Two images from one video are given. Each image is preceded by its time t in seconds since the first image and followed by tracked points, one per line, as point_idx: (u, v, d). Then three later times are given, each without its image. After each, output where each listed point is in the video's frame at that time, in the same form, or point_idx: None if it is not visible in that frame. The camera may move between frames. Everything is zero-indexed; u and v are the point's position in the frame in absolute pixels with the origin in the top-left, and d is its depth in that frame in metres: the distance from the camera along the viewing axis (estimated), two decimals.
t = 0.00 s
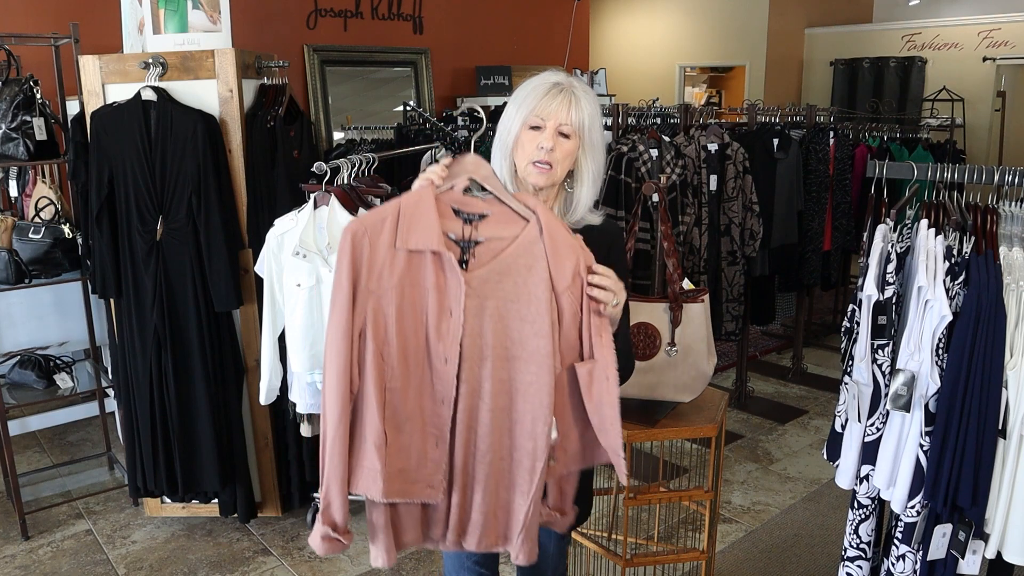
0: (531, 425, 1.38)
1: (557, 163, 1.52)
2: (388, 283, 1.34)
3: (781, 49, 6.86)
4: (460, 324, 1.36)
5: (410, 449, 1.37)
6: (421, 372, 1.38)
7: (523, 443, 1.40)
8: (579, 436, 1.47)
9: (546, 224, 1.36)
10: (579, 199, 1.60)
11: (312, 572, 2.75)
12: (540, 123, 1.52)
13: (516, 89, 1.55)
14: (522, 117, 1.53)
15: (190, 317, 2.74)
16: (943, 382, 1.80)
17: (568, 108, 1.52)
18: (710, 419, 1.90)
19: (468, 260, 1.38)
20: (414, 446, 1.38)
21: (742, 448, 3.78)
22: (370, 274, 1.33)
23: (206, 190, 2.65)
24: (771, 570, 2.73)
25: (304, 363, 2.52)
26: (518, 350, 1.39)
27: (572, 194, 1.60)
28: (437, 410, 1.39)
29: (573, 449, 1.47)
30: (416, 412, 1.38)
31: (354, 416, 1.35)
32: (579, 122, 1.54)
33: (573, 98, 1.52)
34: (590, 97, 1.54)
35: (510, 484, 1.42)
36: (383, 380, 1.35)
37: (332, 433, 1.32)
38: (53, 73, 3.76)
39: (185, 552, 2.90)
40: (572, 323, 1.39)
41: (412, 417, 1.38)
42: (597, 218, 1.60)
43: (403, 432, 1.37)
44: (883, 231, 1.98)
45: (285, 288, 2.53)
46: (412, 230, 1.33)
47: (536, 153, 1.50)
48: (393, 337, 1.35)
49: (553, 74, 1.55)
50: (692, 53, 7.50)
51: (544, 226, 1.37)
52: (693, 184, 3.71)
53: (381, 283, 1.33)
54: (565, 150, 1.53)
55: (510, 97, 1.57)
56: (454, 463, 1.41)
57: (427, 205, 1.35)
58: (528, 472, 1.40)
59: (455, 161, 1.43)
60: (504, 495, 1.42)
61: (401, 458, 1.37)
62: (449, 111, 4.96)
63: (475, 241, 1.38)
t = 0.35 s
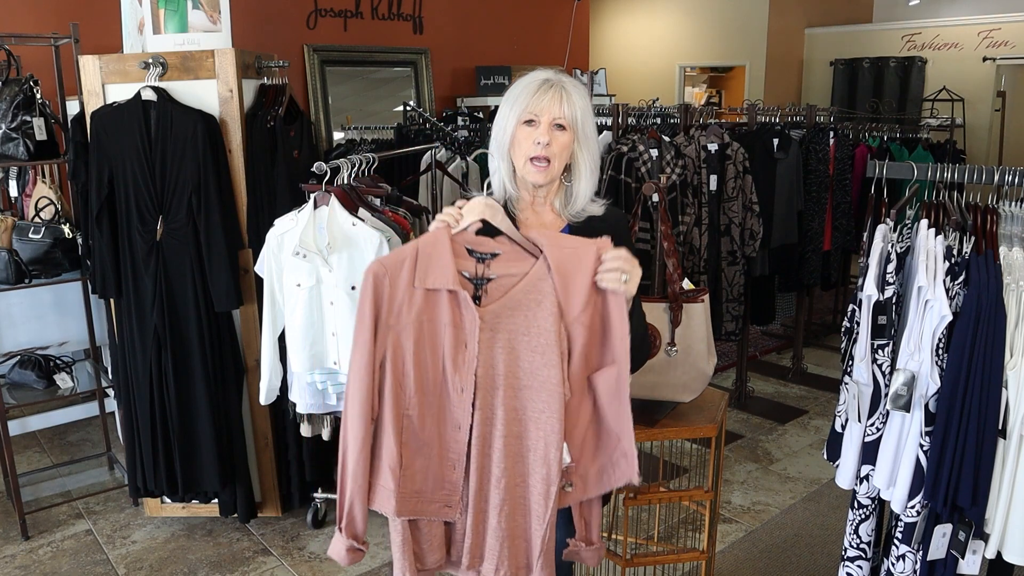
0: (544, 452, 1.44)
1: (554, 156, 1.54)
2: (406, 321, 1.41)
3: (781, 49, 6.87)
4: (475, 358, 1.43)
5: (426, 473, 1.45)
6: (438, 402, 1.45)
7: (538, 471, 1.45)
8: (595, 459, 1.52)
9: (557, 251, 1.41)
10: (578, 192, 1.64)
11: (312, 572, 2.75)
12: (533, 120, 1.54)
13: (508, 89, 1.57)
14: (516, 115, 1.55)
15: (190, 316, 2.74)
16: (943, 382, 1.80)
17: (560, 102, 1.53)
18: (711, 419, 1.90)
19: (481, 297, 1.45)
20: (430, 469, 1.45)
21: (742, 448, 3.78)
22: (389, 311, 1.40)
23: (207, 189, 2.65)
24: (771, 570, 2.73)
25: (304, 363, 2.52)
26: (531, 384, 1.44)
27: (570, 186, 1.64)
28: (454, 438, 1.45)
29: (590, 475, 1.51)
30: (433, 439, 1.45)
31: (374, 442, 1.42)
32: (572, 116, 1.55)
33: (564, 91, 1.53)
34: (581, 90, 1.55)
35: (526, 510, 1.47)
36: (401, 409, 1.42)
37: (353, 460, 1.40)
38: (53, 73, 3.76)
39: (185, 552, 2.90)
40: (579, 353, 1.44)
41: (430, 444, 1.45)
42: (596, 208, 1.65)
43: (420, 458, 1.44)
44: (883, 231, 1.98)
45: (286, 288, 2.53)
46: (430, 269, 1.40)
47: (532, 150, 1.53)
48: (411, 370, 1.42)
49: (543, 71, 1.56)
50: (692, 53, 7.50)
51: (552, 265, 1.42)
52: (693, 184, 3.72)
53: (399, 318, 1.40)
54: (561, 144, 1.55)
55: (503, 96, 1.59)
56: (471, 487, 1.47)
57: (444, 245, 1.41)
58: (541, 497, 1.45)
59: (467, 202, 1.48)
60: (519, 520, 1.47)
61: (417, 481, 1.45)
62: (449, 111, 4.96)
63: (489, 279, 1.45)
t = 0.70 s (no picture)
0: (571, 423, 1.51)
1: (541, 156, 1.54)
2: (433, 318, 1.46)
3: (781, 49, 6.87)
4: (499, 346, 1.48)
5: (463, 458, 1.50)
6: (466, 392, 1.50)
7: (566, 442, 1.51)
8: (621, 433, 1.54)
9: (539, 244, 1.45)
10: (567, 188, 1.61)
11: (311, 572, 2.75)
12: (521, 120, 1.53)
13: (496, 91, 1.58)
14: (503, 116, 1.55)
15: (189, 316, 2.74)
16: (943, 382, 1.80)
17: (546, 103, 1.53)
18: (711, 419, 1.90)
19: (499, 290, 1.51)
20: (467, 453, 1.50)
21: (742, 448, 3.77)
22: (416, 311, 1.45)
23: (206, 188, 2.65)
24: (771, 570, 2.73)
25: (304, 363, 2.52)
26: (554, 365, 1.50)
27: (558, 183, 1.62)
28: (485, 423, 1.50)
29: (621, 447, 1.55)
30: (467, 426, 1.50)
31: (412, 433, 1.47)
32: (558, 116, 1.54)
33: (550, 92, 1.53)
34: (567, 91, 1.55)
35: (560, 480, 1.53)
36: (434, 400, 1.47)
37: (396, 454, 1.45)
38: (53, 73, 3.76)
39: (185, 552, 2.90)
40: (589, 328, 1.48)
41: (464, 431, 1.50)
42: (584, 205, 1.62)
43: (456, 443, 1.49)
44: (883, 231, 1.98)
45: (286, 288, 2.53)
46: (449, 269, 1.46)
47: (519, 149, 1.53)
48: (440, 363, 1.47)
49: (530, 73, 1.57)
50: (692, 53, 7.50)
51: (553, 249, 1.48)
52: (693, 184, 3.72)
53: (426, 317, 1.46)
54: (548, 144, 1.54)
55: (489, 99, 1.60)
56: (507, 464, 1.52)
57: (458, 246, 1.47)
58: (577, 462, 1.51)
59: (473, 204, 1.53)
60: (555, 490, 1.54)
61: (456, 466, 1.49)
62: (449, 111, 4.96)
63: (499, 272, 1.50)
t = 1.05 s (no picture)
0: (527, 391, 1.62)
1: (501, 150, 1.64)
2: (393, 297, 1.58)
3: (781, 49, 6.87)
4: (455, 319, 1.59)
5: (438, 425, 1.62)
6: (430, 364, 1.62)
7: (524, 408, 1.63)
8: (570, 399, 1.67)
9: (484, 236, 1.57)
10: (525, 183, 1.70)
11: (312, 572, 2.75)
12: (482, 116, 1.63)
13: (459, 90, 1.67)
14: (466, 113, 1.64)
15: (189, 315, 2.74)
16: (943, 381, 1.80)
17: (506, 101, 1.63)
18: (711, 419, 1.90)
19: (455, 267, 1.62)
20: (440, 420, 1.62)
21: (742, 448, 3.77)
22: (378, 293, 1.56)
23: (206, 188, 2.65)
24: (771, 570, 2.73)
25: (304, 363, 2.52)
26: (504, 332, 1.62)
27: (516, 179, 1.71)
28: (449, 391, 1.62)
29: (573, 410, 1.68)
30: (434, 396, 1.61)
31: (388, 409, 1.57)
32: (518, 113, 1.65)
33: (511, 91, 1.63)
34: (526, 91, 1.66)
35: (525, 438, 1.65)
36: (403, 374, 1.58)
37: (376, 431, 1.56)
38: (53, 73, 3.76)
39: (185, 552, 2.90)
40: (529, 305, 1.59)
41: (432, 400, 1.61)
42: (541, 200, 1.72)
43: (427, 414, 1.60)
44: (883, 231, 1.98)
45: (286, 288, 2.53)
46: (405, 253, 1.58)
47: (480, 143, 1.63)
48: (404, 338, 1.59)
49: (492, 73, 1.67)
50: (692, 53, 7.49)
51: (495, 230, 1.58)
52: (693, 184, 3.72)
53: (388, 297, 1.57)
54: (508, 139, 1.64)
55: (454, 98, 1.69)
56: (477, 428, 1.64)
57: (413, 231, 1.59)
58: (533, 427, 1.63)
59: (431, 194, 1.65)
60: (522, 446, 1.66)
61: (432, 433, 1.61)
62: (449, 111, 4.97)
63: (456, 254, 1.59)
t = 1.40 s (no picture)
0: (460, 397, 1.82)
1: (465, 154, 1.79)
2: (351, 299, 1.78)
3: (781, 49, 6.87)
4: (403, 326, 1.80)
5: (363, 414, 1.85)
6: (375, 361, 1.84)
7: (450, 414, 1.83)
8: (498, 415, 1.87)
9: (445, 249, 1.76)
10: (486, 186, 1.85)
11: (312, 572, 2.75)
12: (448, 120, 1.78)
13: (425, 95, 1.83)
14: (432, 117, 1.79)
15: (189, 315, 2.74)
16: (943, 381, 1.80)
17: (471, 106, 1.79)
18: (710, 419, 1.90)
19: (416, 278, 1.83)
20: (366, 410, 1.85)
21: (742, 448, 3.77)
22: (337, 292, 1.77)
23: (206, 189, 2.65)
24: (771, 570, 2.73)
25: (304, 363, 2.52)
26: (447, 345, 1.81)
27: (477, 181, 1.85)
28: (385, 387, 1.86)
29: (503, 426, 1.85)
30: (369, 390, 1.85)
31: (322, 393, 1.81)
32: (481, 119, 1.81)
33: (476, 98, 1.79)
34: (490, 98, 1.82)
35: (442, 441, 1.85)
36: (344, 367, 1.81)
37: (294, 416, 1.75)
38: (54, 73, 3.76)
39: (185, 552, 2.90)
40: (477, 322, 1.79)
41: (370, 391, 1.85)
42: (501, 202, 1.86)
43: (360, 403, 1.84)
44: (883, 231, 1.98)
45: (286, 288, 2.53)
46: (369, 257, 1.78)
47: (446, 146, 1.78)
48: (351, 336, 1.80)
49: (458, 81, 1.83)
50: (692, 53, 7.49)
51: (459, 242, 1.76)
52: (693, 184, 3.72)
53: (345, 296, 1.78)
54: (472, 143, 1.79)
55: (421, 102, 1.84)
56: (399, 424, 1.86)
57: (379, 239, 1.79)
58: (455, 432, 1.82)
59: (401, 204, 1.83)
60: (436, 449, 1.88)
61: (355, 421, 1.85)
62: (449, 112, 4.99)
63: (419, 264, 1.83)
